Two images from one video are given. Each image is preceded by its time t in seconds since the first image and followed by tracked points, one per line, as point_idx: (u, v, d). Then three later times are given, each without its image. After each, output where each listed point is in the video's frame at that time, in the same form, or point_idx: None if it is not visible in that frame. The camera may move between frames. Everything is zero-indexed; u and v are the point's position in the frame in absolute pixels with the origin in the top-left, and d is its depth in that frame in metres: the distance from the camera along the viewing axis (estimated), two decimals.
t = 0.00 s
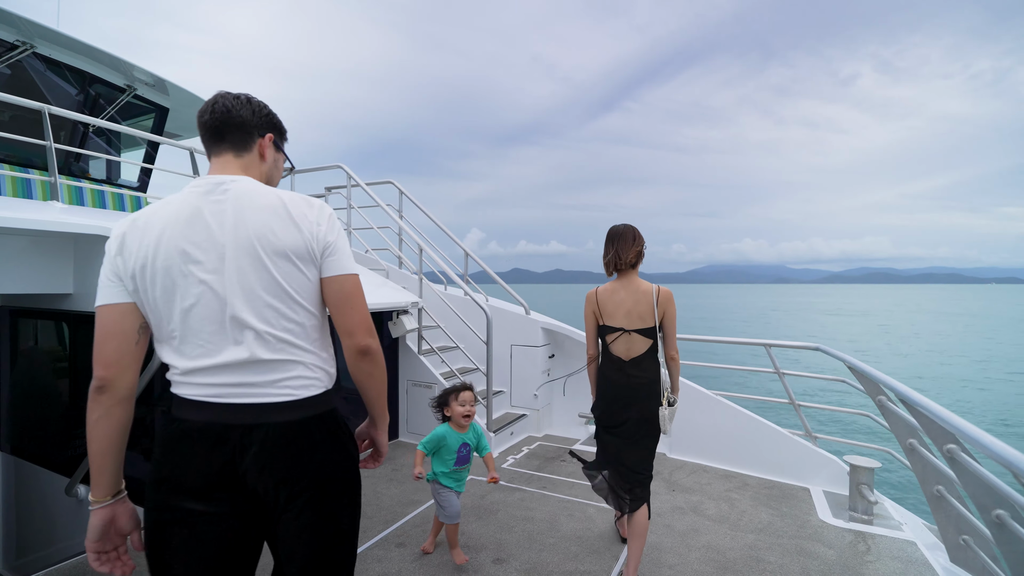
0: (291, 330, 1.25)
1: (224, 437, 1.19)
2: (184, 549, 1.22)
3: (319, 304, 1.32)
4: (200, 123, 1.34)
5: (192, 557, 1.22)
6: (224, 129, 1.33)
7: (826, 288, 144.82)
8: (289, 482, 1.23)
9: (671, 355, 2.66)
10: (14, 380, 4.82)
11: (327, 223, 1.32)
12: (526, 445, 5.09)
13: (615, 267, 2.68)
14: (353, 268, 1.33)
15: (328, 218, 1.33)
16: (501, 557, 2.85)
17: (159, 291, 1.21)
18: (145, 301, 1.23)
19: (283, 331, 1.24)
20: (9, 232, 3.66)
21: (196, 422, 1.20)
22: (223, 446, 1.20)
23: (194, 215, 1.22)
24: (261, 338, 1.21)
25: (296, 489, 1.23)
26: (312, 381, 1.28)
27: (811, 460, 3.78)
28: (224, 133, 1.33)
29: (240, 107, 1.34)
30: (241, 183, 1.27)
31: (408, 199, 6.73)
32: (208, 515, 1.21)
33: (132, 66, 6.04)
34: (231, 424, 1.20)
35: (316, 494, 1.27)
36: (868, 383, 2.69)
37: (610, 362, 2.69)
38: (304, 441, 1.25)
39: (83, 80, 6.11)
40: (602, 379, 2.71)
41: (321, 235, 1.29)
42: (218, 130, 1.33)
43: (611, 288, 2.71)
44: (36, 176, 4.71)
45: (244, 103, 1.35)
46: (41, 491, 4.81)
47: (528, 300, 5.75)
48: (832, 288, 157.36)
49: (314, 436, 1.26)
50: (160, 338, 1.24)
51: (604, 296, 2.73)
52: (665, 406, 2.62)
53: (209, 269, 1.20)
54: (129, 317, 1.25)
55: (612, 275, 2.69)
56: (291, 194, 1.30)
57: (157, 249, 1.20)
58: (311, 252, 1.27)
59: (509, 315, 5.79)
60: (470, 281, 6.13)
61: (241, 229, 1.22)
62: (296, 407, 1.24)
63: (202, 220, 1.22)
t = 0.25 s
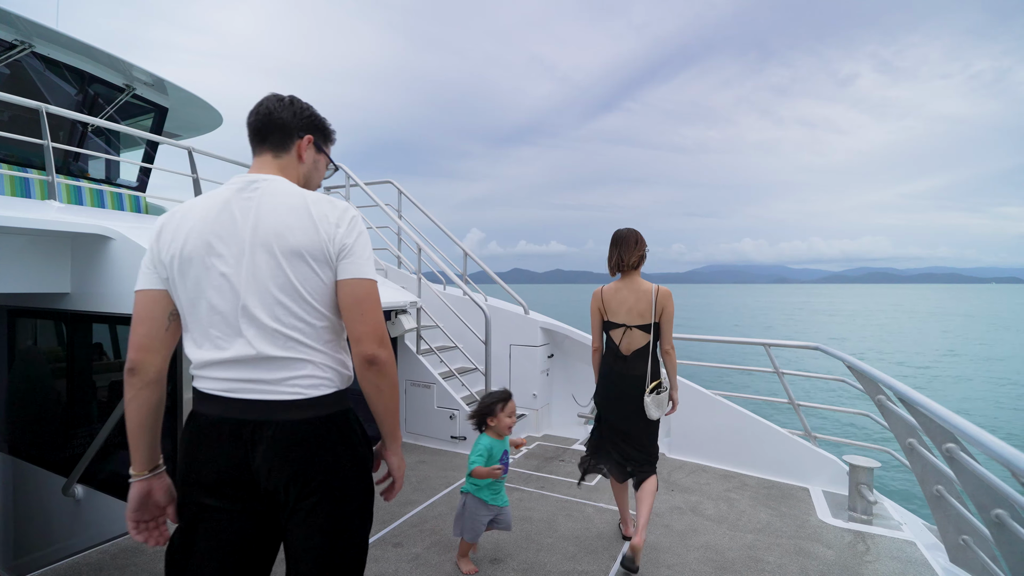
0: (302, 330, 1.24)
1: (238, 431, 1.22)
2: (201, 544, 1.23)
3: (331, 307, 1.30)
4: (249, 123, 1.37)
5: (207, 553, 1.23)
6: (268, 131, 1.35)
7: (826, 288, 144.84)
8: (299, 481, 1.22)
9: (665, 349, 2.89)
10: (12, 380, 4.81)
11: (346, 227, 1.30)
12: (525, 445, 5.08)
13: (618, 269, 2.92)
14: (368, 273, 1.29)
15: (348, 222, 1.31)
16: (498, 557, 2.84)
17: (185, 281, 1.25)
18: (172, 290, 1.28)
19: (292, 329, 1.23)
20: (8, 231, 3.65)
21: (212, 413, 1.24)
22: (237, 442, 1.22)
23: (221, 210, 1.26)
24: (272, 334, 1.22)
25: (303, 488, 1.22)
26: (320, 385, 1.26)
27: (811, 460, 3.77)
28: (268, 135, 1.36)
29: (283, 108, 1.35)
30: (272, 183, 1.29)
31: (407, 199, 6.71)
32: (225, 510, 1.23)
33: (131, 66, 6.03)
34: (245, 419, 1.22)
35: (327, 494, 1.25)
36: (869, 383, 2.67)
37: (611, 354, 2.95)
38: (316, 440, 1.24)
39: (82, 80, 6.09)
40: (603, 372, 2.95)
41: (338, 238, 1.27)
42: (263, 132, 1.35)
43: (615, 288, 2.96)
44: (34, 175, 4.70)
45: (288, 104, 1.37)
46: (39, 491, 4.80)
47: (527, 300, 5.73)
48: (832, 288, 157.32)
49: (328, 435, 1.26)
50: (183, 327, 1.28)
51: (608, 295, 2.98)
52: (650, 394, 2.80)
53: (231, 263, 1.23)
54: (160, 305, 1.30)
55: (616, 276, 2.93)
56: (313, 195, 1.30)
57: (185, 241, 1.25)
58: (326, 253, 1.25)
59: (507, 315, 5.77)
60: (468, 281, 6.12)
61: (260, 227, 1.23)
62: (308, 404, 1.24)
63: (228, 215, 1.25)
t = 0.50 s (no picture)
0: (310, 333, 1.21)
1: (253, 426, 1.23)
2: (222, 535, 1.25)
3: (342, 309, 1.25)
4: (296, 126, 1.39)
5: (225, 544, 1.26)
6: (311, 132, 1.35)
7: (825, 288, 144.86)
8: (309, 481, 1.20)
9: (659, 343, 2.90)
10: (6, 381, 4.79)
11: (361, 229, 1.22)
12: (522, 446, 5.07)
13: (615, 269, 2.97)
14: (375, 279, 1.19)
15: (364, 224, 1.23)
16: (491, 558, 2.82)
17: (221, 274, 1.31)
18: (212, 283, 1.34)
19: (300, 329, 1.21)
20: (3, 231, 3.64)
21: (231, 407, 1.26)
22: (253, 438, 1.23)
23: (254, 209, 1.30)
24: (282, 333, 1.21)
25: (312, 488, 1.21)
26: (325, 391, 1.21)
27: (808, 460, 3.75)
28: (310, 136, 1.35)
29: (324, 109, 1.34)
30: (302, 184, 1.29)
31: (404, 199, 6.69)
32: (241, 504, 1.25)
33: (128, 67, 6.01)
34: (260, 415, 1.22)
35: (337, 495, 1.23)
36: (865, 383, 2.65)
37: (610, 348, 2.99)
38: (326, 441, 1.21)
39: (79, 81, 6.07)
40: (605, 367, 3.00)
41: (350, 241, 1.21)
42: (306, 133, 1.35)
43: (613, 285, 3.01)
44: (29, 176, 4.68)
45: (328, 105, 1.34)
46: (33, 493, 4.78)
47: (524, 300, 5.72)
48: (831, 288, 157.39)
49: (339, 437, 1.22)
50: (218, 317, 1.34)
51: (607, 292, 3.04)
52: (649, 385, 2.83)
53: (255, 261, 1.25)
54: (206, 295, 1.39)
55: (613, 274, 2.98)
56: (333, 196, 1.26)
57: (223, 238, 1.31)
58: (336, 256, 1.20)
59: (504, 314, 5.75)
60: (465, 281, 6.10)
61: (281, 227, 1.24)
62: (317, 405, 1.21)
63: (258, 214, 1.29)
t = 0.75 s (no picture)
0: (343, 334, 1.26)
1: (291, 418, 1.34)
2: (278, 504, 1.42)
3: (372, 312, 1.28)
4: (345, 132, 1.45)
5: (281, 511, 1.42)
6: (359, 135, 1.40)
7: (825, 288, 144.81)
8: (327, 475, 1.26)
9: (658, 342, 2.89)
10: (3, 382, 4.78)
11: (390, 235, 1.23)
12: (519, 446, 5.06)
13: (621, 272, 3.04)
14: (396, 286, 1.19)
15: (393, 230, 1.24)
16: (487, 558, 2.81)
17: (275, 273, 1.41)
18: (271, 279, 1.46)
19: (334, 330, 1.27)
20: None
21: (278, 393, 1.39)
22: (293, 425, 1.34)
23: (305, 211, 1.38)
24: (318, 332, 1.28)
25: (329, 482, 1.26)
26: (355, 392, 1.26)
27: (806, 461, 3.74)
28: (358, 140, 1.40)
29: (371, 112, 1.39)
30: (345, 189, 1.34)
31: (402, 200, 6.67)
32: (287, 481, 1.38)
33: (126, 67, 6.00)
34: (297, 405, 1.33)
35: (357, 493, 1.27)
36: (860, 383, 2.64)
37: (616, 348, 3.08)
38: (341, 439, 1.25)
39: (77, 82, 6.06)
40: (611, 365, 3.08)
41: (379, 246, 1.23)
42: (355, 136, 1.41)
43: (618, 288, 3.10)
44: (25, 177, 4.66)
45: (375, 106, 1.40)
46: (30, 493, 4.77)
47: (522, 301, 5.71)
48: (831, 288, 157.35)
49: (355, 438, 1.25)
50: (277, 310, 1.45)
51: (613, 295, 3.13)
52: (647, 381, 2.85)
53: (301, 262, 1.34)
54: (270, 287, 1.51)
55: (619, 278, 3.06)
56: (368, 201, 1.30)
57: (277, 239, 1.41)
58: (366, 262, 1.24)
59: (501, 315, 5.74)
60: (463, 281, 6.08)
61: (323, 232, 1.30)
62: (340, 403, 1.25)
63: (306, 216, 1.36)
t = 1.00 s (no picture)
0: (406, 336, 1.33)
1: (347, 405, 1.42)
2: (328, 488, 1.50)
3: (434, 318, 1.34)
4: (416, 149, 1.52)
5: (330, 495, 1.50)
6: (429, 155, 1.47)
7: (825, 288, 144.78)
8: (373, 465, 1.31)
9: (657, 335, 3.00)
10: (5, 382, 4.78)
11: (457, 246, 1.29)
12: (521, 446, 5.07)
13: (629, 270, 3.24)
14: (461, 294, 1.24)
15: (461, 242, 1.30)
16: (489, 558, 2.82)
17: (348, 278, 1.50)
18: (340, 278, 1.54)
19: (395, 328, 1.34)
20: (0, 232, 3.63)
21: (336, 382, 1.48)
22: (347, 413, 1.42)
23: (377, 218, 1.46)
24: (382, 331, 1.35)
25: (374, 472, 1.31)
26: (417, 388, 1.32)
27: (807, 460, 3.75)
28: (429, 158, 1.48)
29: (442, 131, 1.47)
30: (416, 202, 1.41)
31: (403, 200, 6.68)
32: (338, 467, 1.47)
33: (128, 68, 6.01)
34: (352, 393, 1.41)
35: (398, 485, 1.31)
36: (860, 382, 2.65)
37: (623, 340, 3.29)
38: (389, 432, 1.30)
39: (78, 82, 6.08)
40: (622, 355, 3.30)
41: (445, 257, 1.28)
42: (426, 154, 1.48)
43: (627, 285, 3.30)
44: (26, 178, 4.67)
45: (448, 127, 1.47)
46: (32, 494, 4.78)
47: (523, 301, 5.72)
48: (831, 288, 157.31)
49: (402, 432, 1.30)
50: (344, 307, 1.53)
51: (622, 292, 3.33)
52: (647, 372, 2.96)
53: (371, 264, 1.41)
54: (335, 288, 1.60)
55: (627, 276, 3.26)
56: (437, 215, 1.37)
57: (350, 246, 1.50)
58: (432, 269, 1.31)
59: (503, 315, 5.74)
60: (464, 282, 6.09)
61: (394, 238, 1.38)
62: (392, 400, 1.31)
63: (379, 223, 1.45)
